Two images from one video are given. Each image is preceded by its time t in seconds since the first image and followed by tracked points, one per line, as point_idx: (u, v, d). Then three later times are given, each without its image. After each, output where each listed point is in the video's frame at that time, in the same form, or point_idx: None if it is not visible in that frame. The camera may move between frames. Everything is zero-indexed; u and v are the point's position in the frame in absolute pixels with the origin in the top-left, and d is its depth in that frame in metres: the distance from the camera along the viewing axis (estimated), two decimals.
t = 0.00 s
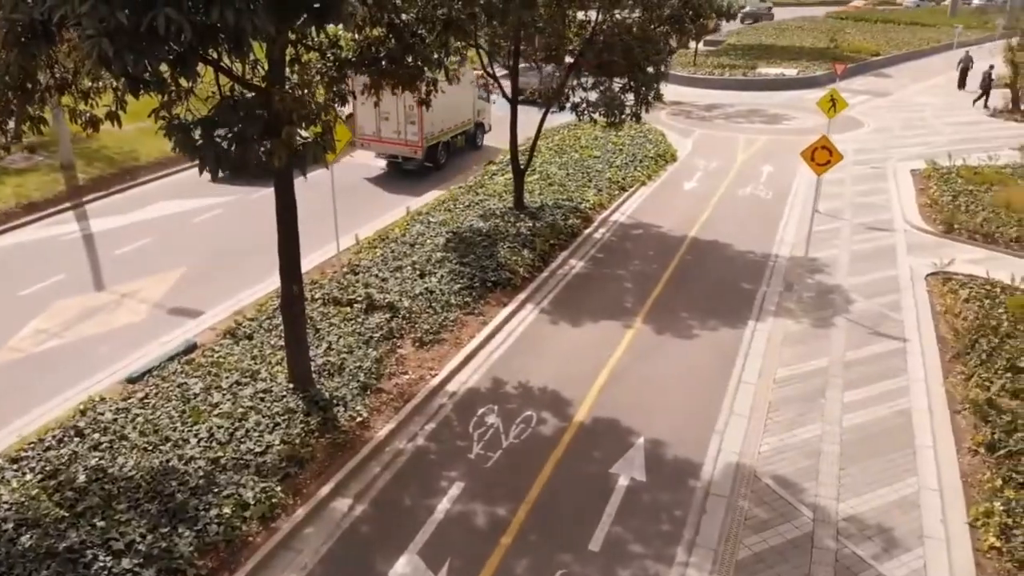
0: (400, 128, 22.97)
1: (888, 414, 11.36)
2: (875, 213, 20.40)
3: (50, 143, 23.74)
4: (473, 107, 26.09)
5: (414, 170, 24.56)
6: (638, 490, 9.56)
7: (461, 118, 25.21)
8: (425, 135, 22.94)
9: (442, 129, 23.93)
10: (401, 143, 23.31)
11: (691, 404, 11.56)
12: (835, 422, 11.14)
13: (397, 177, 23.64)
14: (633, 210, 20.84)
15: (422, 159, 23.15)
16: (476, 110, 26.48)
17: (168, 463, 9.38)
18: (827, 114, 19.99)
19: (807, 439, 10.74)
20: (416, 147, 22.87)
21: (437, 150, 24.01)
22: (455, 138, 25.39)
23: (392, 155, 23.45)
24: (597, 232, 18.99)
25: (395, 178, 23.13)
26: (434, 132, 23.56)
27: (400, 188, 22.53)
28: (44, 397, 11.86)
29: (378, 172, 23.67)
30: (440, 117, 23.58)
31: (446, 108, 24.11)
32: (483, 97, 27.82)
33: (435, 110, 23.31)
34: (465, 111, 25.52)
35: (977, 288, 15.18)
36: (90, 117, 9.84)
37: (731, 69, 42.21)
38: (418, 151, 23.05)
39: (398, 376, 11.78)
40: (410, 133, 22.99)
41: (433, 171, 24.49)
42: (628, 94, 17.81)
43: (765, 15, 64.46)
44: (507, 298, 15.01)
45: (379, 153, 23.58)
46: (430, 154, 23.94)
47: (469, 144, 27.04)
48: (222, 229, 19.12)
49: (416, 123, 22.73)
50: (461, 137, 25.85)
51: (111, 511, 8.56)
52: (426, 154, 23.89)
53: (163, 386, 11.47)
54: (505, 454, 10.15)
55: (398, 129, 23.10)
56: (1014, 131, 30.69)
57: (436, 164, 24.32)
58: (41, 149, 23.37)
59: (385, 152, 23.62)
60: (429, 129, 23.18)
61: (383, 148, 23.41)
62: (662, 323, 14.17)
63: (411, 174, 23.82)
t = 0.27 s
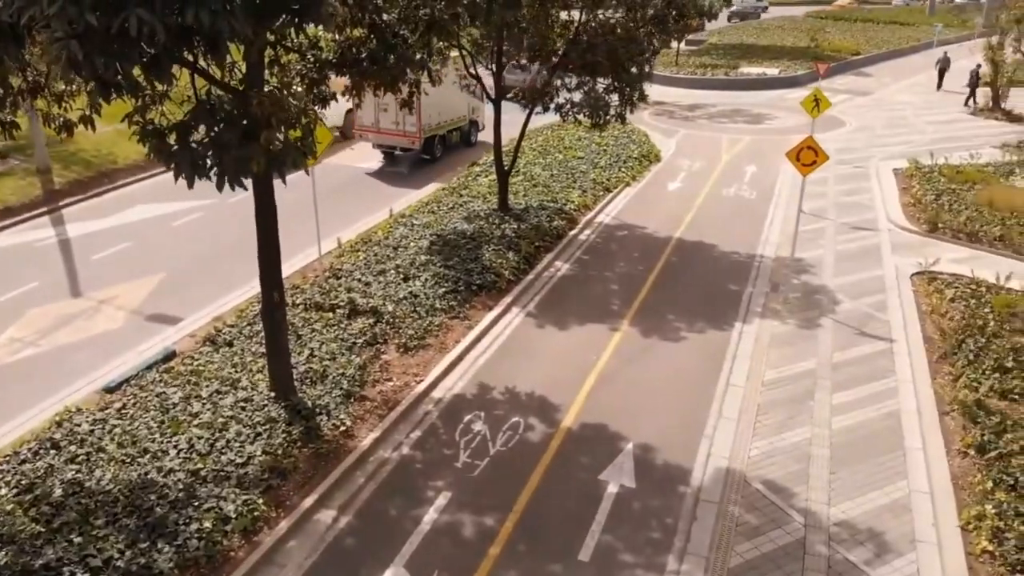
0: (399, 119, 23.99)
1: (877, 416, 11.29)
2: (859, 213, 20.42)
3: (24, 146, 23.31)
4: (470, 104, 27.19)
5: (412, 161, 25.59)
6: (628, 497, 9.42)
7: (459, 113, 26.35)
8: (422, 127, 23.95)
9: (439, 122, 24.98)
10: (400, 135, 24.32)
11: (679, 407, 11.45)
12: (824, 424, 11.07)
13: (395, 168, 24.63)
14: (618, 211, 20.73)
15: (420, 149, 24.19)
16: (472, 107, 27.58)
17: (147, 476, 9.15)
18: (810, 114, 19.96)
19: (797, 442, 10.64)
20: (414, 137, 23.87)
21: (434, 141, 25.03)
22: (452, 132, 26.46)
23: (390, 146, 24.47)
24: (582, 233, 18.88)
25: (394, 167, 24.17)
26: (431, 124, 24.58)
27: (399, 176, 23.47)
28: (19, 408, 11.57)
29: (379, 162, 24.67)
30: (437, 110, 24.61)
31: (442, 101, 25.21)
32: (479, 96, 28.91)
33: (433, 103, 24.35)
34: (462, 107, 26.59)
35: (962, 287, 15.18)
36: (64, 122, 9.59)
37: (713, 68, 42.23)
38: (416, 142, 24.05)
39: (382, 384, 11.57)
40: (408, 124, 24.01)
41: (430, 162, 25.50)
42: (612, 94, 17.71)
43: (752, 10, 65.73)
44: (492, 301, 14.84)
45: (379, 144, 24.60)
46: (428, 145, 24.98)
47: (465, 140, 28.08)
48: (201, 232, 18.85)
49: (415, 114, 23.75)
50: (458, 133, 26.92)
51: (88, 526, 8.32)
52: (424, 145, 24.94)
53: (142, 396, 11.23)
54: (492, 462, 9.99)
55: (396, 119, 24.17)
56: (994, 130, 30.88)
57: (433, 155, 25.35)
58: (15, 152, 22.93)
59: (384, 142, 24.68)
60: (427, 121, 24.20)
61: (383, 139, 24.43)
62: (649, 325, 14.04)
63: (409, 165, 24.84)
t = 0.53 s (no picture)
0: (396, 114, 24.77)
1: (865, 420, 11.21)
2: (842, 212, 20.40)
3: None
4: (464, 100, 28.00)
5: (408, 154, 26.34)
6: (616, 507, 9.24)
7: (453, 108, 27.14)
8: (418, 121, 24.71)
9: (434, 116, 25.76)
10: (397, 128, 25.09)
11: (666, 412, 11.30)
12: (812, 428, 10.95)
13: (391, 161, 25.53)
14: (601, 212, 20.59)
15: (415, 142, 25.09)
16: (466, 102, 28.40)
17: (122, 493, 8.86)
18: (792, 114, 19.91)
19: (785, 447, 10.51)
20: (410, 131, 24.63)
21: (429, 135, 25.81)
22: (446, 127, 27.24)
23: (387, 139, 25.23)
24: (565, 235, 18.71)
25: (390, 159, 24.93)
26: (426, 118, 25.33)
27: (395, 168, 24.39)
28: None
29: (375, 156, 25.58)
30: (432, 105, 25.38)
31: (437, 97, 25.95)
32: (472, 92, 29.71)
33: (428, 98, 25.14)
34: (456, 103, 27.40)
35: (946, 287, 15.16)
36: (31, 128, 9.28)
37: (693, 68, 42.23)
38: (412, 135, 24.82)
39: (364, 393, 11.32)
40: (405, 118, 24.78)
41: (425, 156, 26.25)
42: (594, 96, 17.58)
43: (736, 10, 66.72)
44: (475, 305, 14.62)
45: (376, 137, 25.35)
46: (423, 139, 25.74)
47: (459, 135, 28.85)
48: (177, 237, 18.50)
49: (411, 108, 24.53)
50: (451, 128, 27.90)
51: (60, 546, 8.03)
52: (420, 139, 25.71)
53: (116, 409, 10.93)
54: (477, 472, 9.78)
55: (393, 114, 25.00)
56: (972, 128, 31.07)
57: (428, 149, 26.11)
58: None
59: (380, 135, 25.42)
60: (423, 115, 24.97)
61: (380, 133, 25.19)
62: (634, 329, 13.89)
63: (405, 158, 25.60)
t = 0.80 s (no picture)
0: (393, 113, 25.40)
1: (854, 424, 11.09)
2: (824, 213, 20.32)
3: None
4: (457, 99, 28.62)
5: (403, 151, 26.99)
6: (606, 520, 9.04)
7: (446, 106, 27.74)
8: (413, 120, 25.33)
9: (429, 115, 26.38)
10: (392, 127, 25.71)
11: (654, 419, 11.11)
12: (802, 434, 10.81)
13: (386, 157, 26.22)
14: (584, 214, 20.41)
15: (411, 141, 25.85)
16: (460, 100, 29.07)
17: (96, 512, 8.56)
18: (774, 114, 19.83)
19: (775, 453, 10.35)
20: (405, 130, 25.27)
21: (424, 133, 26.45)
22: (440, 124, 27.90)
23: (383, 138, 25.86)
24: (548, 239, 18.50)
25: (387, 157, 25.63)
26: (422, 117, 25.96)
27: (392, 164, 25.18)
28: None
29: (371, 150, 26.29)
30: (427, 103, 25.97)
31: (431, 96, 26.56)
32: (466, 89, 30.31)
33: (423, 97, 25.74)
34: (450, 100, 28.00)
35: (931, 288, 15.11)
36: None
37: (673, 68, 42.18)
38: (407, 134, 25.45)
39: (345, 404, 11.05)
40: (400, 117, 25.40)
41: (419, 153, 26.89)
42: (577, 97, 17.40)
43: (722, 10, 67.01)
44: (458, 310, 14.36)
45: (373, 136, 25.98)
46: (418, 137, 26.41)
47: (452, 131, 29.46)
48: (153, 243, 18.10)
49: (407, 108, 25.16)
50: (445, 125, 28.52)
51: (32, 570, 7.72)
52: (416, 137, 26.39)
53: (89, 424, 10.60)
54: (463, 485, 9.53)
55: (390, 113, 25.66)
56: (950, 127, 31.25)
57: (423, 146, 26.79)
58: None
59: (376, 134, 26.06)
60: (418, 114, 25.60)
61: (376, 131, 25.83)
62: (620, 333, 13.70)
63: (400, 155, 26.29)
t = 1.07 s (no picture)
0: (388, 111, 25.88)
1: (844, 430, 10.95)
2: (807, 213, 20.26)
3: None
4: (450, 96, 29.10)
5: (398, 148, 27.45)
6: (594, 533, 8.81)
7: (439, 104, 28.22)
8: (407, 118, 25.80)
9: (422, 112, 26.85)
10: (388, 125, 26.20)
11: (641, 427, 10.90)
12: (792, 440, 10.65)
13: (381, 153, 26.66)
14: (566, 217, 20.19)
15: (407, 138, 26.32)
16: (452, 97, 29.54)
17: (65, 535, 8.21)
18: (757, 115, 19.69)
19: (765, 461, 10.17)
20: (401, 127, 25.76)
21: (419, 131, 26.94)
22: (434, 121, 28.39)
23: (378, 135, 26.35)
24: (531, 242, 18.27)
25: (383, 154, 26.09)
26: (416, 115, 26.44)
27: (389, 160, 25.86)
28: None
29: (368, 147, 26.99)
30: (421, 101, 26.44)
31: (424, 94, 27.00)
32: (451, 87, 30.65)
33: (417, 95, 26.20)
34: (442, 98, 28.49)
35: (916, 289, 15.04)
36: None
37: (653, 68, 42.10)
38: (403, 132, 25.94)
39: (324, 417, 10.75)
40: (395, 115, 25.87)
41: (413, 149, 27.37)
42: (559, 98, 17.11)
43: (708, 9, 67.50)
44: (441, 315, 14.08)
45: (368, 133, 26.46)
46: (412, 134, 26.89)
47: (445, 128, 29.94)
48: (126, 250, 17.68)
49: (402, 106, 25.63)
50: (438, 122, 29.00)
51: None
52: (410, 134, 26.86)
53: (59, 441, 10.25)
54: (448, 500, 9.28)
55: (385, 112, 26.28)
56: (929, 126, 31.37)
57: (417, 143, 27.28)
58: None
59: (372, 131, 26.53)
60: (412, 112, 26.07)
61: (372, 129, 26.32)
62: (605, 338, 13.47)
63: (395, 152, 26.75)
